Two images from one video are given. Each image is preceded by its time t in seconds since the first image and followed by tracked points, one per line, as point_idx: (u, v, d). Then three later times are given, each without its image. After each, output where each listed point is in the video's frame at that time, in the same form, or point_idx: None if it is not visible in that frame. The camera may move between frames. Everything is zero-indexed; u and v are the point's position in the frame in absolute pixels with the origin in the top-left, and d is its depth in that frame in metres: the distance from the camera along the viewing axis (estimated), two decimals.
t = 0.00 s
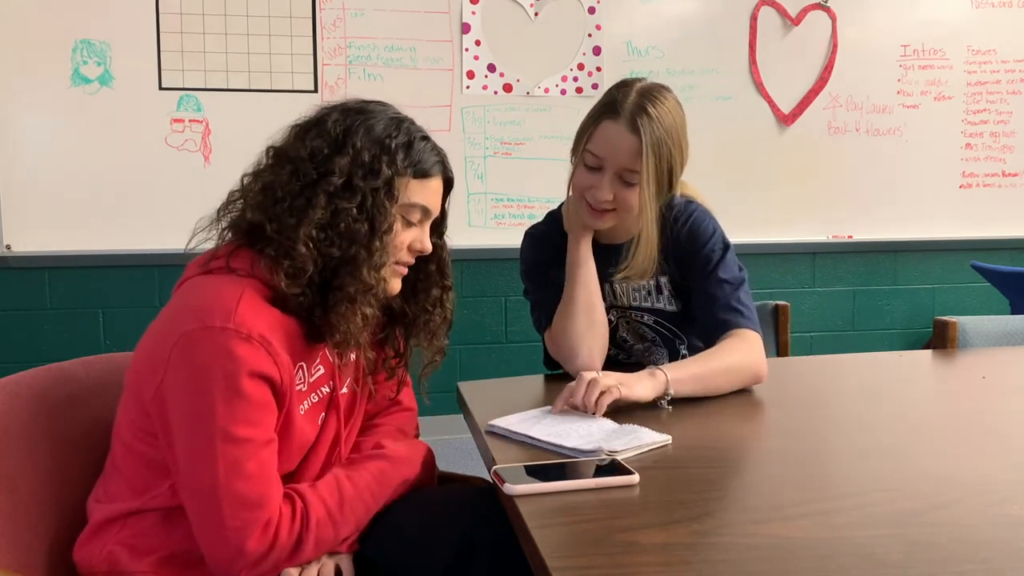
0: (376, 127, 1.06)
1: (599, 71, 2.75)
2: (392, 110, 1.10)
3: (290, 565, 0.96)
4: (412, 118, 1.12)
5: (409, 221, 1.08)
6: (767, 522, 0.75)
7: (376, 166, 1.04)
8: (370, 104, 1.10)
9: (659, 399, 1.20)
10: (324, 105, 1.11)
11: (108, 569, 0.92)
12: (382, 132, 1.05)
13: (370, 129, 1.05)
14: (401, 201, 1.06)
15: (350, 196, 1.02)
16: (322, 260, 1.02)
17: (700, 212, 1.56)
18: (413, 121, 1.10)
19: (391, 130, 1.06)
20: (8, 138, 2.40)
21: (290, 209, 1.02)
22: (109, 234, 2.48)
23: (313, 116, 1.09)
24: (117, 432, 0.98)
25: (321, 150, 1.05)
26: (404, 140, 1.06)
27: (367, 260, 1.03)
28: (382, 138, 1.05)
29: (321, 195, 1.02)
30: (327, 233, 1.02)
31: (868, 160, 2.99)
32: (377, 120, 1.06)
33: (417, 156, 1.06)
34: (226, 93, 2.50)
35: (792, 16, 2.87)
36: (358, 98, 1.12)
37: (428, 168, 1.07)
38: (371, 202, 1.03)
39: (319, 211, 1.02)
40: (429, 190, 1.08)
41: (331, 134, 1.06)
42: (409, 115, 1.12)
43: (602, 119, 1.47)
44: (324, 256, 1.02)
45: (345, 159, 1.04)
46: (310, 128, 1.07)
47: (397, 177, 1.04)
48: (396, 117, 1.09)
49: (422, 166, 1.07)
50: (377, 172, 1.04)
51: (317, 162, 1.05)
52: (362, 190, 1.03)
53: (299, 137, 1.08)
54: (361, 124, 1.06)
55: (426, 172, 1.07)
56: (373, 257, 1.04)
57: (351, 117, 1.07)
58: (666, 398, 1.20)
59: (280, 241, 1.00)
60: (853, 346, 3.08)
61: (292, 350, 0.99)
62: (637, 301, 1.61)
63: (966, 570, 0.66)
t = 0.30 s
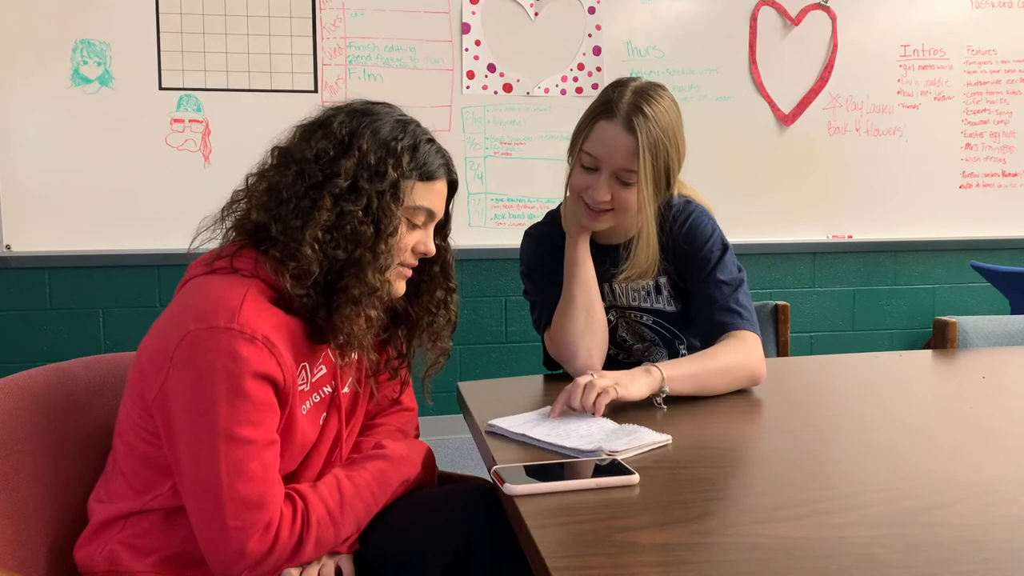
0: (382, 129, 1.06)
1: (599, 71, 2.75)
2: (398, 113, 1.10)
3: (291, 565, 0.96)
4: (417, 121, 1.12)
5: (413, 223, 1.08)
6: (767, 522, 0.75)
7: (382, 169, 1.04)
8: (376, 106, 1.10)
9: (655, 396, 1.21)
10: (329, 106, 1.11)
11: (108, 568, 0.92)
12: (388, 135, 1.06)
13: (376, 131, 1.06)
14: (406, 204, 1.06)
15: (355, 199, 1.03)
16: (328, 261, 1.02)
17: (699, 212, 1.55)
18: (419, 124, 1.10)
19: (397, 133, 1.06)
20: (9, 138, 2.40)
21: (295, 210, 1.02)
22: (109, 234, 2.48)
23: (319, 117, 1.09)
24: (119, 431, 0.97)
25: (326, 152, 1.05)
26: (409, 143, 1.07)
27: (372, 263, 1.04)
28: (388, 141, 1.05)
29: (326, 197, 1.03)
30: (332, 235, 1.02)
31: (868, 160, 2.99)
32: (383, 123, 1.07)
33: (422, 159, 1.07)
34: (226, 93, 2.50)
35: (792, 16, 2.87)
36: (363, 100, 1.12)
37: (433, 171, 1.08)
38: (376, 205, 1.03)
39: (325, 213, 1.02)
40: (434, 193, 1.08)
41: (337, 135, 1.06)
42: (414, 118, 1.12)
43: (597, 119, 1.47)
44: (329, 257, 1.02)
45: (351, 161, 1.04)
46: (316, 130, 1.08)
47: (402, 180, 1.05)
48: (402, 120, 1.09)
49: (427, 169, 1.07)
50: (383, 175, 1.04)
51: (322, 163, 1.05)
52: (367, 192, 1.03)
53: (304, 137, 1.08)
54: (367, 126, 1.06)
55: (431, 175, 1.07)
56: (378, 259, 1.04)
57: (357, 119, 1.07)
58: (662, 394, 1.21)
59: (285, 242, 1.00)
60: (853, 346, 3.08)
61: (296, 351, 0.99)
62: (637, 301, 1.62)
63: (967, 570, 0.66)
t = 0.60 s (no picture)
0: (386, 131, 1.06)
1: (599, 71, 2.75)
2: (401, 114, 1.10)
3: (290, 565, 0.96)
4: (420, 122, 1.12)
5: (416, 225, 1.08)
6: (768, 522, 0.75)
7: (385, 171, 1.04)
8: (380, 107, 1.10)
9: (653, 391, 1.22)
10: (333, 106, 1.11)
11: (109, 568, 0.92)
12: (392, 136, 1.06)
13: (379, 133, 1.06)
14: (409, 206, 1.06)
15: (359, 200, 1.03)
16: (330, 263, 1.02)
17: (698, 211, 1.55)
18: (422, 126, 1.10)
19: (400, 135, 1.07)
20: (8, 137, 2.40)
21: (298, 210, 1.02)
22: (109, 234, 2.48)
23: (322, 118, 1.09)
24: (119, 431, 0.97)
25: (329, 152, 1.05)
26: (413, 145, 1.07)
27: (374, 264, 1.04)
28: (392, 143, 1.05)
29: (329, 198, 1.03)
30: (335, 236, 1.02)
31: (868, 160, 2.99)
32: (386, 124, 1.07)
33: (425, 161, 1.07)
34: (226, 93, 2.50)
35: (792, 16, 2.87)
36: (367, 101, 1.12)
37: (436, 174, 1.08)
38: (380, 206, 1.03)
39: (328, 214, 1.02)
40: (437, 195, 1.08)
41: (340, 136, 1.06)
42: (418, 120, 1.12)
43: (597, 118, 1.47)
44: (332, 259, 1.02)
45: (354, 162, 1.04)
46: (319, 130, 1.07)
47: (405, 182, 1.05)
48: (405, 121, 1.09)
49: (430, 171, 1.08)
50: (386, 176, 1.04)
51: (326, 164, 1.05)
52: (370, 194, 1.03)
53: (307, 138, 1.08)
54: (370, 128, 1.06)
55: (434, 177, 1.08)
56: (380, 261, 1.04)
57: (361, 120, 1.07)
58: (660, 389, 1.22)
59: (288, 242, 1.00)
60: (853, 346, 3.08)
61: (298, 351, 0.99)
62: (637, 300, 1.62)
63: (968, 570, 0.66)
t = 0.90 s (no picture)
0: (387, 132, 1.06)
1: (599, 71, 2.75)
2: (402, 114, 1.10)
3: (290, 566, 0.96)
4: (421, 122, 1.12)
5: (416, 225, 1.08)
6: (768, 522, 0.75)
7: (386, 171, 1.04)
8: (381, 108, 1.10)
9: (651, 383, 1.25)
10: (334, 106, 1.11)
11: (109, 568, 0.92)
12: (392, 137, 1.06)
13: (380, 134, 1.06)
14: (409, 206, 1.06)
15: (360, 201, 1.03)
16: (332, 263, 1.02)
17: (701, 206, 1.56)
18: (423, 126, 1.10)
19: (401, 135, 1.07)
20: (8, 137, 2.40)
21: (300, 211, 1.02)
22: (109, 234, 2.48)
23: (323, 118, 1.09)
24: (120, 431, 0.97)
25: (330, 153, 1.05)
26: (414, 145, 1.07)
27: (375, 264, 1.04)
28: (393, 144, 1.05)
29: (331, 198, 1.03)
30: (336, 236, 1.02)
31: (868, 160, 2.99)
32: (387, 125, 1.07)
33: (426, 162, 1.07)
34: (226, 93, 2.50)
35: (792, 16, 2.87)
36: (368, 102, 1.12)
37: (436, 174, 1.08)
38: (380, 207, 1.03)
39: (329, 214, 1.02)
40: (438, 195, 1.08)
41: (341, 136, 1.06)
42: (418, 120, 1.12)
43: (600, 114, 1.47)
44: (333, 259, 1.02)
45: (355, 163, 1.04)
46: (320, 130, 1.07)
47: (406, 183, 1.05)
48: (406, 122, 1.09)
49: (431, 172, 1.08)
50: (387, 177, 1.04)
51: (326, 165, 1.05)
52: (371, 194, 1.03)
53: (308, 138, 1.08)
54: (371, 128, 1.06)
55: (434, 178, 1.08)
56: (381, 262, 1.04)
57: (362, 121, 1.07)
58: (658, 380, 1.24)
59: (289, 243, 1.00)
60: (853, 346, 3.08)
61: (299, 352, 0.99)
62: (641, 297, 1.61)
63: (968, 570, 0.66)
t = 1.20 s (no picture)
0: (387, 131, 1.06)
1: (599, 71, 2.75)
2: (402, 114, 1.10)
3: (290, 565, 0.96)
4: (421, 122, 1.12)
5: (417, 225, 1.08)
6: (769, 522, 0.75)
7: (387, 171, 1.04)
8: (381, 107, 1.10)
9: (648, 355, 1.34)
10: (333, 106, 1.11)
11: (110, 568, 0.92)
12: (393, 137, 1.06)
13: (381, 133, 1.06)
14: (410, 206, 1.06)
15: (360, 200, 1.03)
16: (332, 263, 1.02)
17: (715, 201, 1.57)
18: (423, 126, 1.10)
19: (401, 135, 1.06)
20: (8, 137, 2.40)
21: (300, 211, 1.02)
22: (109, 234, 2.48)
23: (322, 118, 1.09)
24: (120, 431, 0.97)
25: (330, 152, 1.05)
26: (414, 145, 1.07)
27: (376, 264, 1.04)
28: (393, 143, 1.05)
29: (331, 198, 1.03)
30: (337, 236, 1.02)
31: (868, 159, 2.99)
32: (387, 124, 1.06)
33: (426, 161, 1.07)
34: (226, 93, 2.50)
35: (792, 16, 2.87)
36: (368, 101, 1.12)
37: (436, 174, 1.08)
38: (381, 206, 1.03)
39: (330, 213, 1.02)
40: (438, 194, 1.08)
41: (341, 136, 1.06)
42: (418, 120, 1.12)
43: (615, 104, 1.47)
44: (333, 259, 1.02)
45: (356, 162, 1.04)
46: (320, 130, 1.07)
47: (406, 182, 1.05)
48: (406, 121, 1.09)
49: (431, 171, 1.08)
50: (387, 176, 1.04)
51: (327, 164, 1.05)
52: (371, 194, 1.03)
53: (308, 138, 1.08)
54: (371, 128, 1.06)
55: (434, 177, 1.08)
56: (382, 261, 1.04)
57: (362, 120, 1.07)
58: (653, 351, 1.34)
59: (289, 243, 1.00)
60: (853, 346, 3.08)
61: (298, 352, 0.99)
62: (651, 288, 1.62)
63: (968, 570, 0.66)
